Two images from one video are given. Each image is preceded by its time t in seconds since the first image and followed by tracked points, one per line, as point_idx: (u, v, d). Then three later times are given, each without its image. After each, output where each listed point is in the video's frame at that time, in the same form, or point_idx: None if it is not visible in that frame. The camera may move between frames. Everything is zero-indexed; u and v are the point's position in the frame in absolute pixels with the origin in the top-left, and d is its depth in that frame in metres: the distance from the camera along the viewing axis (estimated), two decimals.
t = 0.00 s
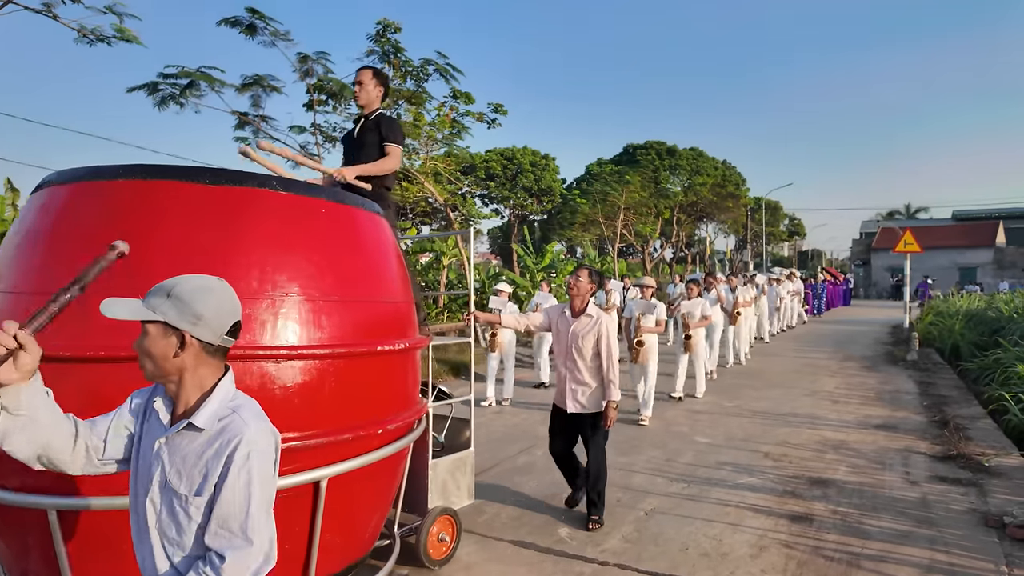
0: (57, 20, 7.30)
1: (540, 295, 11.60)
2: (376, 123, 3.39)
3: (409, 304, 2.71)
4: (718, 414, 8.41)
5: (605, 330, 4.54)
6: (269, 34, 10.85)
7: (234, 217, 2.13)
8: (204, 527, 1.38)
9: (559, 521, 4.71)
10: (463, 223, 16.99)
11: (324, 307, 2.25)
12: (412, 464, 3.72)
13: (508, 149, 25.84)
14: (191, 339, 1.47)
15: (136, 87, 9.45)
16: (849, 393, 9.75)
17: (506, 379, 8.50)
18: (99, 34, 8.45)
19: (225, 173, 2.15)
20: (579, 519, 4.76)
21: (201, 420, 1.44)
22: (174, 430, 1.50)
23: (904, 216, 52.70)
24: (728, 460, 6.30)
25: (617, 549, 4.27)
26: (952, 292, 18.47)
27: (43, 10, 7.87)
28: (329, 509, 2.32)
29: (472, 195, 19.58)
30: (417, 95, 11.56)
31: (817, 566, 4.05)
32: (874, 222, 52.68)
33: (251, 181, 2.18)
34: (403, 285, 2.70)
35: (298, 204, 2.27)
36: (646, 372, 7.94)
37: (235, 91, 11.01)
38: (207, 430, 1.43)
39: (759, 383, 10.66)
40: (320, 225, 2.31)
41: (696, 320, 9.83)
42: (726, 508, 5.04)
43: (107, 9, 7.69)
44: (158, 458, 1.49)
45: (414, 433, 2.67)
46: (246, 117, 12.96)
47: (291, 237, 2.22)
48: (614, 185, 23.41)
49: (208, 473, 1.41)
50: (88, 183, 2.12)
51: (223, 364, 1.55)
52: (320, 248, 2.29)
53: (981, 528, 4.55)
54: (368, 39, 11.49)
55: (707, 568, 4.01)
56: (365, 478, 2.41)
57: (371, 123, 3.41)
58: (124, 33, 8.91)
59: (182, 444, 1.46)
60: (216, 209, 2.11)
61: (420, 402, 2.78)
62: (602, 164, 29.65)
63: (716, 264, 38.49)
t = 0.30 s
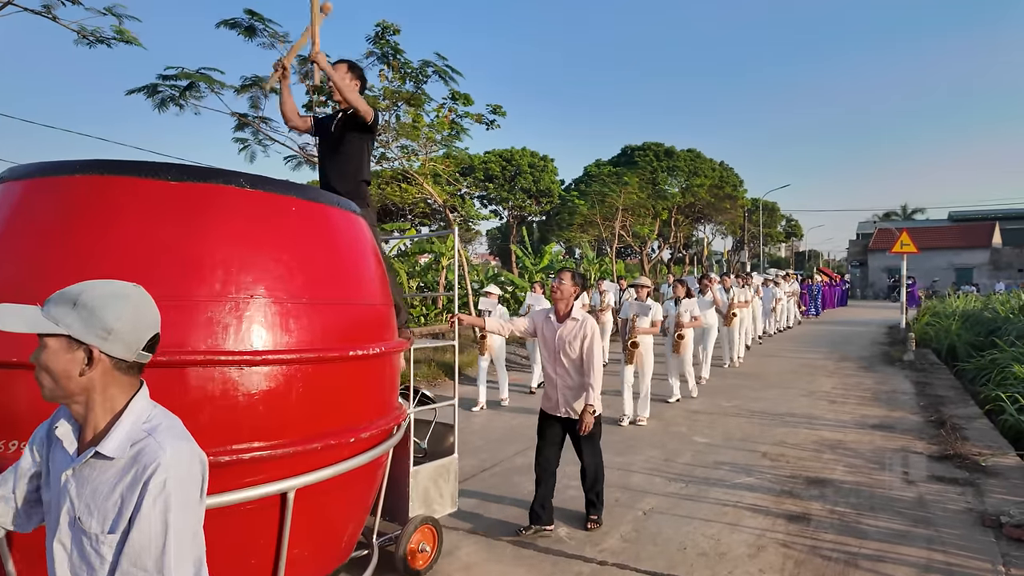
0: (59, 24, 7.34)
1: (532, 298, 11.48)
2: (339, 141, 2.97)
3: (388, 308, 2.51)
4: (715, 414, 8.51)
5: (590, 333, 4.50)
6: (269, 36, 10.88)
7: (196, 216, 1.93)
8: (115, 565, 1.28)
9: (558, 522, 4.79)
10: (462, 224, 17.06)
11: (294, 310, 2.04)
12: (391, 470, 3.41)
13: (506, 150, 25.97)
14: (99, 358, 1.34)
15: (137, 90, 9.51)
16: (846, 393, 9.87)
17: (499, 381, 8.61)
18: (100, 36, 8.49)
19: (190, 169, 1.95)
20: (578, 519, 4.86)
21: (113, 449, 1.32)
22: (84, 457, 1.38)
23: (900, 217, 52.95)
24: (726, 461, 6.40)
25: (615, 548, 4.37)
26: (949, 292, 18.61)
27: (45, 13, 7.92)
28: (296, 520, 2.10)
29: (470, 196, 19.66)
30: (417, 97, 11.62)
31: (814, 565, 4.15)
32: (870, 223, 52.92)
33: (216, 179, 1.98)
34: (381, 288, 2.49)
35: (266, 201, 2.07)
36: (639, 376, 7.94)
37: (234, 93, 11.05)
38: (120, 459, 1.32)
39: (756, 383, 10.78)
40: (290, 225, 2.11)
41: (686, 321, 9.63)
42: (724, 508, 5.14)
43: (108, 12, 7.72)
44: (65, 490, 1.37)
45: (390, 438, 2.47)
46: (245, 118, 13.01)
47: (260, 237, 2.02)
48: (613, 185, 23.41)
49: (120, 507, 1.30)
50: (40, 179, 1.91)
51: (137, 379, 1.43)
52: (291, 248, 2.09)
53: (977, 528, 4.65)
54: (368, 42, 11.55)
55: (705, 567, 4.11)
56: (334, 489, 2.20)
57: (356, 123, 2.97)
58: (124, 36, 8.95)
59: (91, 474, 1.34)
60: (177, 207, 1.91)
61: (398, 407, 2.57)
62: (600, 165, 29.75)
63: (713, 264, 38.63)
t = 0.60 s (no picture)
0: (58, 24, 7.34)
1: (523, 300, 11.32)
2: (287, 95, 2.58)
3: (369, 317, 2.20)
4: (714, 415, 8.52)
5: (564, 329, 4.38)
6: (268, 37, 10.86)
7: (152, 211, 1.65)
8: None
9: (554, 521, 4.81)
10: (461, 224, 17.10)
11: (261, 312, 1.75)
12: (371, 478, 3.24)
13: (505, 150, 26.05)
14: None
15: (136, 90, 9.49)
16: (844, 394, 9.87)
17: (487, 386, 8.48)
18: (98, 37, 8.50)
19: (149, 165, 1.69)
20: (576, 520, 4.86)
21: None
22: None
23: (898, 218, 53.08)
24: (725, 461, 6.40)
25: (614, 549, 4.37)
26: (947, 293, 18.64)
27: (43, 14, 7.92)
28: (261, 538, 1.82)
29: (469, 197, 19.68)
30: (416, 98, 11.60)
31: (814, 566, 4.15)
32: (869, 224, 53.00)
33: (176, 174, 1.72)
34: (362, 293, 2.19)
35: (231, 193, 1.78)
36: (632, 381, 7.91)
37: (232, 93, 11.03)
38: None
39: (754, 383, 10.80)
40: (259, 222, 1.82)
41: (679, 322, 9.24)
42: (723, 509, 5.14)
43: (108, 13, 7.71)
44: None
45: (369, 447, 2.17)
46: (244, 119, 13.02)
47: (226, 232, 1.74)
48: (612, 186, 23.05)
49: None
50: None
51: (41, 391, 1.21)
52: (261, 244, 1.81)
53: (977, 529, 4.66)
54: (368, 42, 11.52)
55: (704, 568, 4.11)
56: (305, 504, 1.91)
57: (322, 106, 2.50)
58: (123, 36, 8.94)
59: None
60: (132, 199, 1.64)
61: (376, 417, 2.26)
62: (598, 166, 29.78)
63: (710, 265, 38.70)
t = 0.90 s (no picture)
0: (56, 24, 7.32)
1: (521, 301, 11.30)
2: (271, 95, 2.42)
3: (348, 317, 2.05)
4: (713, 416, 8.50)
5: (545, 328, 4.21)
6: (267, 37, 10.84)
7: (104, 205, 1.50)
8: None
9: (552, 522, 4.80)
10: (460, 225, 17.07)
11: (223, 315, 1.60)
12: (349, 486, 3.18)
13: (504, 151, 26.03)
14: None
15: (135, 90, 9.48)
16: (843, 394, 9.85)
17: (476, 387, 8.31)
18: (97, 37, 8.50)
19: (103, 158, 1.54)
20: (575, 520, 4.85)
21: None
22: None
23: (897, 219, 53.15)
24: (724, 462, 6.38)
25: (614, 550, 4.36)
26: (946, 294, 18.63)
27: (42, 14, 7.90)
28: (225, 554, 1.68)
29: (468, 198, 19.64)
30: (415, 98, 11.58)
31: (813, 567, 4.14)
32: (867, 225, 53.00)
33: (132, 169, 1.57)
34: (340, 293, 2.04)
35: (196, 187, 1.64)
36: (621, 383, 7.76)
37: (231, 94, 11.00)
38: None
39: (753, 384, 10.78)
40: (226, 218, 1.68)
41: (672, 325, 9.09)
42: (722, 509, 5.13)
43: (106, 13, 7.70)
44: None
45: (346, 455, 2.01)
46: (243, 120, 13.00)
47: (187, 228, 1.59)
48: (610, 186, 22.79)
49: None
50: None
51: None
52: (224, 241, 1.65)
53: (975, 529, 4.65)
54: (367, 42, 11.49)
55: (703, 568, 4.10)
56: (276, 515, 1.77)
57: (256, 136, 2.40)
58: (122, 37, 8.93)
59: None
60: (83, 193, 1.50)
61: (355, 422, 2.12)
62: (597, 167, 29.75)
63: (709, 266, 38.67)
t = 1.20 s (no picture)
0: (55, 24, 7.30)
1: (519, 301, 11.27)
2: (267, 96, 2.32)
3: (316, 318, 1.98)
4: (712, 416, 8.48)
5: (535, 335, 3.78)
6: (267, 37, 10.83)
7: (46, 202, 1.42)
8: None
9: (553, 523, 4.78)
10: (459, 225, 17.04)
11: (176, 317, 1.53)
12: (324, 494, 2.98)
13: (504, 152, 25.98)
14: None
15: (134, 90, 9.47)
16: (843, 395, 9.82)
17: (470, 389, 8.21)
18: (96, 37, 8.50)
19: (48, 150, 1.47)
20: (575, 521, 4.84)
21: None
22: None
23: (896, 219, 53.17)
24: (723, 463, 6.36)
25: (614, 550, 4.34)
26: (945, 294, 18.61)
27: (41, 15, 7.89)
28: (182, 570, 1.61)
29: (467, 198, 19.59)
30: (415, 98, 11.56)
31: (813, 568, 4.12)
32: (866, 225, 52.98)
33: (80, 162, 1.50)
34: (308, 293, 1.96)
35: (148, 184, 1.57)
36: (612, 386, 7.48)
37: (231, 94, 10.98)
38: None
39: (753, 385, 10.75)
40: (181, 215, 1.60)
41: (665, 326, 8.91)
42: (722, 510, 5.11)
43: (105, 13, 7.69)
44: None
45: (313, 463, 1.93)
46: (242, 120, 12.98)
47: (137, 227, 1.52)
48: (609, 187, 22.82)
49: None
50: None
51: None
52: (179, 241, 1.58)
53: (975, 530, 4.63)
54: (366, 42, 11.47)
55: (703, 569, 4.08)
56: (235, 526, 1.69)
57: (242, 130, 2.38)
58: (121, 37, 8.93)
59: None
60: (21, 189, 1.41)
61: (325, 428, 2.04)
62: (597, 167, 29.70)
63: (709, 266, 38.63)
